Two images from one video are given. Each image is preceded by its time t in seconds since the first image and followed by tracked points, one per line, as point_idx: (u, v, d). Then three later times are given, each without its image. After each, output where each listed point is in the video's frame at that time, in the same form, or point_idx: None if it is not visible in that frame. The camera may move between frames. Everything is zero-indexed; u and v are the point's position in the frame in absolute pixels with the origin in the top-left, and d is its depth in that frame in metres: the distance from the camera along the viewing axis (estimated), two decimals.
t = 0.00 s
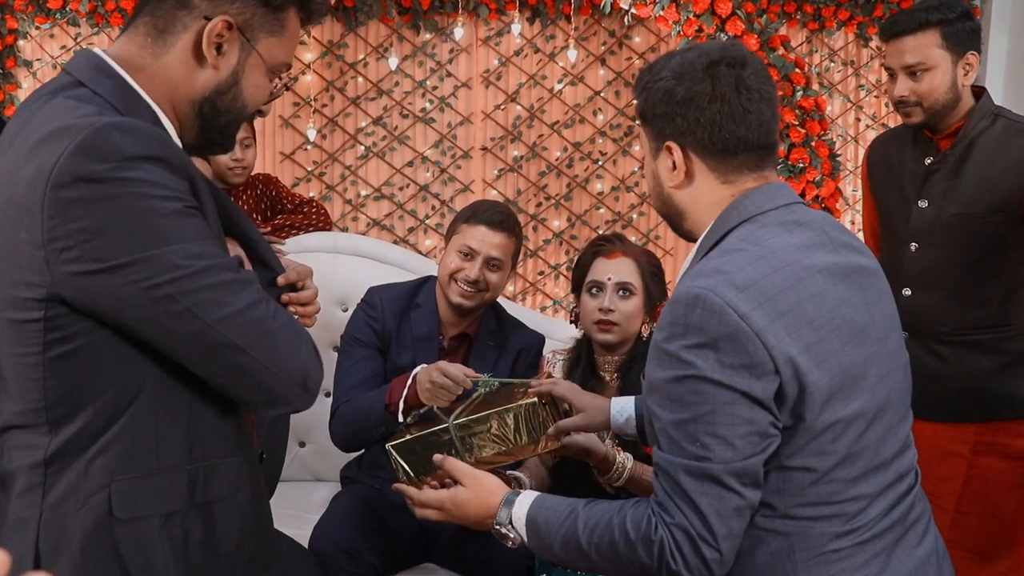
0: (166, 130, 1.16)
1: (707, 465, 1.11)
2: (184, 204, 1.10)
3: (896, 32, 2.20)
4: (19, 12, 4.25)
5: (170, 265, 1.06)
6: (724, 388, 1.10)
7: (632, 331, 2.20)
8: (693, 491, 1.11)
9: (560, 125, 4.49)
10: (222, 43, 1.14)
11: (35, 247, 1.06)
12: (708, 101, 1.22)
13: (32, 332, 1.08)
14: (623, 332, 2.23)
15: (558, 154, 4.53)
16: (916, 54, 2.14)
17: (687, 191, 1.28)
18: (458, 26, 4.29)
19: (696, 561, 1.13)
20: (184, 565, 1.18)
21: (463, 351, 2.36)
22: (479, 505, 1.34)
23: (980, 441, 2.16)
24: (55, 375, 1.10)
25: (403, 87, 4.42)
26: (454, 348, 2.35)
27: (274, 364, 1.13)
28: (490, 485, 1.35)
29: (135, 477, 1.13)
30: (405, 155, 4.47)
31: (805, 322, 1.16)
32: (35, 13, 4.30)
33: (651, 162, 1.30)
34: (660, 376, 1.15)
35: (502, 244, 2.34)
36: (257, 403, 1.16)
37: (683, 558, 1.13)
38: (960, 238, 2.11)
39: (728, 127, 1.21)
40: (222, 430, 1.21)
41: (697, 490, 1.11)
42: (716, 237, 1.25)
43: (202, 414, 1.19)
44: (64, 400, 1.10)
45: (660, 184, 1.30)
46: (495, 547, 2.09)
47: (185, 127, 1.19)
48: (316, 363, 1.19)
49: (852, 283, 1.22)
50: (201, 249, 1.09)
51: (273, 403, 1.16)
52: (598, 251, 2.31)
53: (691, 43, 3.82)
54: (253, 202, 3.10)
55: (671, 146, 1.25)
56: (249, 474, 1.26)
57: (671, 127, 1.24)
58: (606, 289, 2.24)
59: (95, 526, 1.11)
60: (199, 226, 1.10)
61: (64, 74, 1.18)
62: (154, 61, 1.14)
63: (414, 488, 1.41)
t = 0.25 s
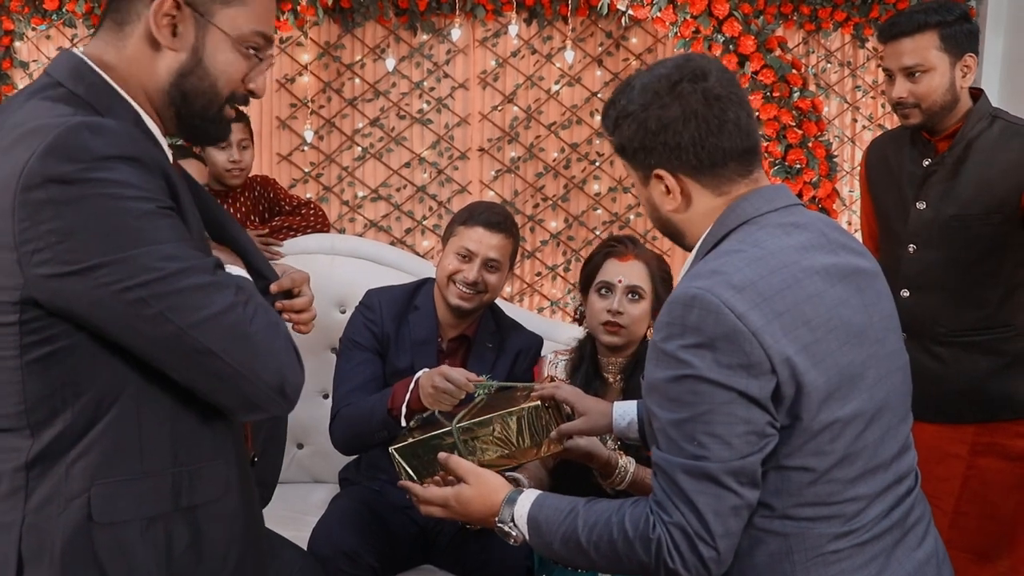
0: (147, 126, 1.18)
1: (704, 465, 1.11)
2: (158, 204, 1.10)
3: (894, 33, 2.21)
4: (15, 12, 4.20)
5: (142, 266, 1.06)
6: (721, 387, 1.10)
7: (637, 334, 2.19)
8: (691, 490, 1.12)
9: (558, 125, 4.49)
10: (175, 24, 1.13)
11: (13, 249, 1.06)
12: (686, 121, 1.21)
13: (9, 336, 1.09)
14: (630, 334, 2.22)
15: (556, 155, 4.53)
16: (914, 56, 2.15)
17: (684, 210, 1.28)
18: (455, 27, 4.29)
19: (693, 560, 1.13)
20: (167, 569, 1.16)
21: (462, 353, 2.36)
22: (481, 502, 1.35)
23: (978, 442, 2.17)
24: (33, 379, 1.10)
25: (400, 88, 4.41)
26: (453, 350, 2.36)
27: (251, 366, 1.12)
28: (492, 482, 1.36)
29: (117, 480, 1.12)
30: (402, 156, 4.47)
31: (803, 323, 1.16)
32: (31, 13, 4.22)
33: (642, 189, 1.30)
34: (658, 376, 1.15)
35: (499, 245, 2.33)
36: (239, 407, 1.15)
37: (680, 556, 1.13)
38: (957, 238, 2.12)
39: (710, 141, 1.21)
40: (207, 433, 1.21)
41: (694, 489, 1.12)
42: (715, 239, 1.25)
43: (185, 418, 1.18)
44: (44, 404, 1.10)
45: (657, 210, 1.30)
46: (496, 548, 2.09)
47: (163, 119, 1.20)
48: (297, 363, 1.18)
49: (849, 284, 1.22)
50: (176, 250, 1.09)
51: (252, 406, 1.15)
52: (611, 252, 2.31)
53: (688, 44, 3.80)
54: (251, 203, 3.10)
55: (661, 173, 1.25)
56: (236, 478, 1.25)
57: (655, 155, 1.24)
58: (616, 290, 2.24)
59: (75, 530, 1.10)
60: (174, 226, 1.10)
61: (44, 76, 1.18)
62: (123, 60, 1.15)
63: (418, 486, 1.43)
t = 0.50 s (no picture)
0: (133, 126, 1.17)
1: (702, 468, 1.11)
2: (126, 208, 1.08)
3: (895, 35, 2.23)
4: (13, 13, 4.19)
5: (113, 272, 1.06)
6: (721, 390, 1.11)
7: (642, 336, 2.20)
8: (689, 493, 1.12)
9: (557, 126, 4.50)
10: (127, 11, 1.12)
11: None
12: (703, 109, 1.22)
13: None
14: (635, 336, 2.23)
15: (555, 156, 4.54)
16: (915, 57, 2.17)
17: (691, 204, 1.28)
18: (454, 27, 4.29)
19: (692, 562, 1.14)
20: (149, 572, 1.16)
21: (463, 354, 2.37)
22: (482, 499, 1.35)
23: (978, 442, 2.18)
24: (11, 382, 1.11)
25: (399, 89, 4.42)
26: (455, 350, 2.36)
27: (223, 375, 1.13)
28: (492, 479, 1.35)
29: (96, 483, 1.12)
30: (401, 156, 4.48)
31: (803, 325, 1.17)
32: (30, 14, 4.21)
33: (647, 184, 1.28)
34: (658, 379, 1.16)
35: (503, 244, 2.34)
36: (212, 414, 1.15)
37: (678, 558, 1.14)
38: (956, 240, 2.12)
39: (728, 129, 1.22)
40: (190, 437, 1.20)
41: (694, 491, 1.12)
42: (715, 242, 1.26)
43: (164, 424, 1.17)
44: (22, 406, 1.11)
45: (662, 205, 1.29)
46: (496, 547, 2.09)
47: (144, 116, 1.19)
48: (271, 368, 1.18)
49: (849, 286, 1.23)
50: (149, 255, 1.08)
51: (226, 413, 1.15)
52: (620, 252, 2.31)
53: (686, 45, 3.81)
54: (251, 204, 3.10)
55: (674, 162, 1.24)
56: (221, 481, 1.24)
57: (668, 143, 1.23)
58: (624, 290, 2.24)
59: (55, 533, 1.10)
60: (147, 229, 1.10)
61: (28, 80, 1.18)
62: (99, 59, 1.15)
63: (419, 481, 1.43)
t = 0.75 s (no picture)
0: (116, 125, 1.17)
1: (709, 468, 1.12)
2: (106, 207, 1.08)
3: (896, 36, 2.24)
4: (13, 13, 4.19)
5: (92, 271, 1.06)
6: (727, 391, 1.11)
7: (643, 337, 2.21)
8: (697, 493, 1.13)
9: (556, 126, 4.51)
10: (125, 12, 1.13)
11: None
12: (709, 107, 1.24)
13: None
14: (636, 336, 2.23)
15: (555, 155, 4.54)
16: (916, 58, 2.18)
17: (695, 203, 1.28)
18: (453, 27, 4.29)
19: (700, 562, 1.14)
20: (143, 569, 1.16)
21: (466, 353, 2.37)
22: (486, 503, 1.35)
23: (979, 440, 2.18)
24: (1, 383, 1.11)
25: (399, 89, 4.42)
26: (457, 349, 2.36)
27: (207, 370, 1.12)
28: (498, 485, 1.36)
29: (87, 481, 1.12)
30: (401, 156, 4.48)
31: (808, 326, 1.17)
32: (29, 14, 4.21)
33: (650, 184, 1.29)
34: (664, 380, 1.16)
35: (506, 241, 2.35)
36: (202, 411, 1.15)
37: (686, 558, 1.14)
38: (958, 239, 2.13)
39: (734, 126, 1.23)
40: (182, 433, 1.21)
41: (701, 492, 1.13)
42: (719, 242, 1.26)
43: (155, 422, 1.18)
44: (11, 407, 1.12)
45: (666, 203, 1.29)
46: (497, 546, 2.09)
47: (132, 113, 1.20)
48: (259, 364, 1.18)
49: (852, 287, 1.23)
50: (132, 253, 1.08)
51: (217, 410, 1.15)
52: (621, 252, 2.30)
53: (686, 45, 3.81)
54: (252, 204, 3.10)
55: (679, 159, 1.25)
56: (213, 478, 1.24)
57: (674, 141, 1.24)
58: (624, 291, 2.24)
59: (47, 533, 1.10)
60: (130, 229, 1.10)
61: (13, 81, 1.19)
62: (82, 59, 1.15)
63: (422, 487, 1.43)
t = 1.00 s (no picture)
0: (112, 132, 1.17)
1: (713, 467, 1.12)
2: (104, 213, 1.09)
3: (896, 38, 2.25)
4: (14, 14, 4.19)
5: (90, 277, 1.07)
6: (730, 391, 1.12)
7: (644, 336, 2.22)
8: (700, 492, 1.13)
9: (557, 126, 4.52)
10: (159, 37, 1.15)
11: None
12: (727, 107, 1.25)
13: None
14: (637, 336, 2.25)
15: (555, 156, 4.55)
16: (917, 59, 2.19)
17: (705, 203, 1.29)
18: (454, 28, 4.30)
19: (702, 560, 1.15)
20: (144, 568, 1.17)
21: (467, 354, 2.38)
22: (488, 502, 1.35)
23: (978, 439, 2.20)
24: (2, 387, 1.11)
25: (400, 89, 4.43)
26: (458, 350, 2.36)
27: (205, 374, 1.13)
28: (500, 483, 1.36)
29: (88, 484, 1.12)
30: (401, 156, 4.49)
31: (810, 326, 1.18)
32: (30, 14, 4.21)
33: (661, 179, 1.29)
34: (666, 380, 1.17)
35: (507, 240, 2.36)
36: (202, 415, 1.16)
37: (689, 556, 1.15)
38: (959, 238, 2.14)
39: (753, 128, 1.26)
40: (180, 434, 1.21)
41: (704, 490, 1.13)
42: (721, 243, 1.27)
43: (154, 423, 1.19)
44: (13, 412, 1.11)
45: (676, 199, 1.29)
46: (499, 546, 2.10)
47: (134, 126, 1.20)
48: (255, 366, 1.18)
49: (853, 287, 1.24)
50: (129, 259, 1.09)
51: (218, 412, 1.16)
52: (621, 253, 2.31)
53: (687, 45, 3.82)
54: (254, 204, 3.10)
55: (698, 157, 1.25)
56: (211, 477, 1.25)
57: (696, 137, 1.25)
58: (625, 292, 2.26)
59: (50, 535, 1.11)
60: (128, 234, 1.10)
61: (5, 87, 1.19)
62: (90, 68, 1.15)
63: (424, 486, 1.44)
